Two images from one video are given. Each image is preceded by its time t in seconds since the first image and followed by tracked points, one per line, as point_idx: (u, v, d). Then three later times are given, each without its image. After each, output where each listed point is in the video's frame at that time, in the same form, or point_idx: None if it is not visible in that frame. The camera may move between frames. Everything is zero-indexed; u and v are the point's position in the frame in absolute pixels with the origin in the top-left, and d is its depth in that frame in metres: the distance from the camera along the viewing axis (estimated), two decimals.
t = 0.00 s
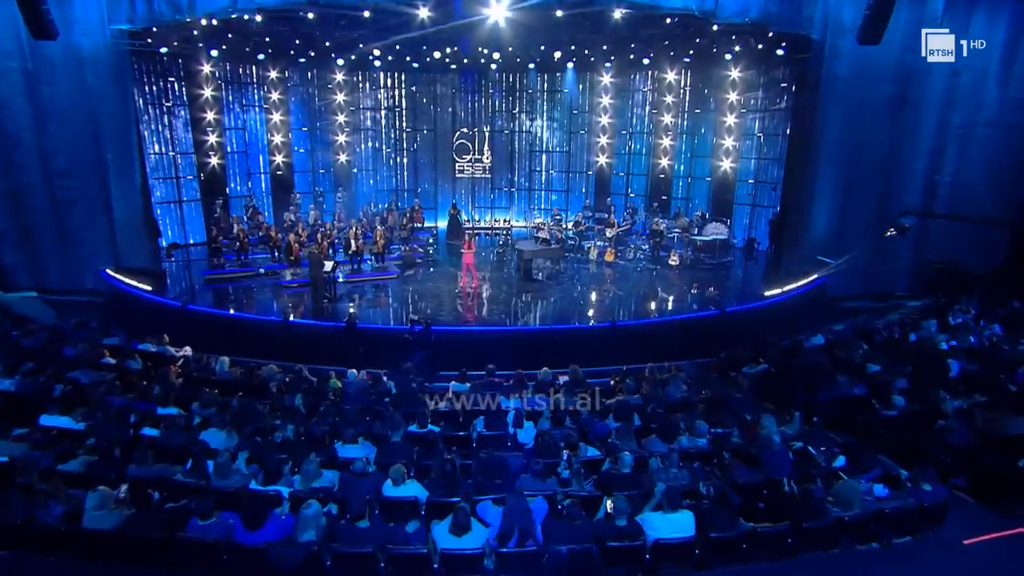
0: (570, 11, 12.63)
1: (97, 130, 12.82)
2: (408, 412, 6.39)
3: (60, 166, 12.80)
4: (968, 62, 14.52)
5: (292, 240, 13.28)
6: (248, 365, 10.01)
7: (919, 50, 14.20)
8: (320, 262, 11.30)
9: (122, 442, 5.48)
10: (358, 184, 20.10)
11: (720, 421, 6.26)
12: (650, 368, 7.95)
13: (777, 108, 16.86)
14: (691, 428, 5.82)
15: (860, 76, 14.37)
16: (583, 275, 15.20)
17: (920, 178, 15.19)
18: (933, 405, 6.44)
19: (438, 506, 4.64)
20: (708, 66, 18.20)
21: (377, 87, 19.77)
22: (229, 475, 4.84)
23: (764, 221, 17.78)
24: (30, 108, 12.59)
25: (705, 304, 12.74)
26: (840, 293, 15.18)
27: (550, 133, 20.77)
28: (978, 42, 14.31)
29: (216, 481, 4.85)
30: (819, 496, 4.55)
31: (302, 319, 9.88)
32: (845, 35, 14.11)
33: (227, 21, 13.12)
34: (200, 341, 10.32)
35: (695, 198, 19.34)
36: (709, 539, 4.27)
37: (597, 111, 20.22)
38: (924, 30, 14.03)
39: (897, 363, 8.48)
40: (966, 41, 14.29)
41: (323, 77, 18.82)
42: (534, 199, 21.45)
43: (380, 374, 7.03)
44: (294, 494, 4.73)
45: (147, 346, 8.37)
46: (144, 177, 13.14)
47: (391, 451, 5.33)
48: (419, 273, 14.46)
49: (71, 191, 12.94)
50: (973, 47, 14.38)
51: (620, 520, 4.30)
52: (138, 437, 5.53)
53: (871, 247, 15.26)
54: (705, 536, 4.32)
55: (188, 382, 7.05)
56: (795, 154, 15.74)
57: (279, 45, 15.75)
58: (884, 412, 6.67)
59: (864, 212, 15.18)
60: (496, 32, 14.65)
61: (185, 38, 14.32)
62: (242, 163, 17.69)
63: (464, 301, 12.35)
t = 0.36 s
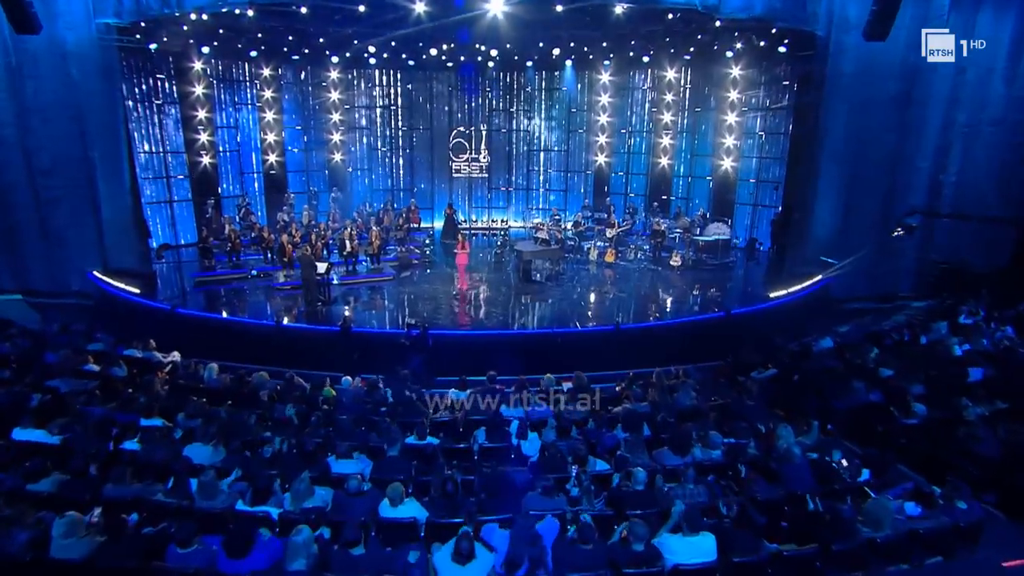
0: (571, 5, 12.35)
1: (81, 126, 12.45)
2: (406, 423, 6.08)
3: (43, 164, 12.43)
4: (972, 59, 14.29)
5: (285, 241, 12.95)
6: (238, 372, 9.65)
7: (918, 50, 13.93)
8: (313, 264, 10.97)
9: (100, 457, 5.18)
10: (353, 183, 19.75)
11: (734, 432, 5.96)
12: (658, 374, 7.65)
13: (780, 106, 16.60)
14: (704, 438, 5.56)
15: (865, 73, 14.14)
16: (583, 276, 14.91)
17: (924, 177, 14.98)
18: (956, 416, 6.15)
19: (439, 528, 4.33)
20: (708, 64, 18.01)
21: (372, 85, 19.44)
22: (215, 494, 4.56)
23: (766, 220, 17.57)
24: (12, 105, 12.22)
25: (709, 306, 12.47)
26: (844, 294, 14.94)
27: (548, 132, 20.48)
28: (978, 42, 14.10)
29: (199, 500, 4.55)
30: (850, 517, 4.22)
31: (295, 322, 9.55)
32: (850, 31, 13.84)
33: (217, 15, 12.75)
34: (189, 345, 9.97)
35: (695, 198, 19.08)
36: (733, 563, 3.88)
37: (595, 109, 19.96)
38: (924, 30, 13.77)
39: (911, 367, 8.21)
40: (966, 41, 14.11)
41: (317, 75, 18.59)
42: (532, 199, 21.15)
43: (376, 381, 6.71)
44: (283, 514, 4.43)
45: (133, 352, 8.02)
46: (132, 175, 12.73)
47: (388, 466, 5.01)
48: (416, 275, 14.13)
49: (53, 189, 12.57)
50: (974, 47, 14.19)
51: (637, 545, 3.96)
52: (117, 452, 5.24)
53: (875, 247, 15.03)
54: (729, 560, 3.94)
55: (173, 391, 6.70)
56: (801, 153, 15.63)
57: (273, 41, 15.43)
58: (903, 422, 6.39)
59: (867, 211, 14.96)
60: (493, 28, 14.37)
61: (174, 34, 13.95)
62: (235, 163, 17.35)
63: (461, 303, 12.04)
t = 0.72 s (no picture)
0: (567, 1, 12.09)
1: (62, 126, 12.01)
2: (401, 435, 5.77)
3: (21, 166, 11.80)
4: (973, 59, 14.12)
5: (274, 243, 12.59)
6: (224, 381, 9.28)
7: (918, 49, 13.99)
8: (301, 267, 10.60)
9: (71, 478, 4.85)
10: (344, 184, 19.38)
11: (746, 442, 5.70)
12: (663, 381, 7.37)
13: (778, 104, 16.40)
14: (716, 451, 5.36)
15: (865, 71, 14.09)
16: (579, 278, 14.63)
17: (923, 176, 14.80)
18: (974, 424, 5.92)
19: (438, 555, 4.01)
20: (704, 62, 17.79)
21: (363, 84, 19.08)
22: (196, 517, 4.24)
23: (763, 221, 17.42)
24: None
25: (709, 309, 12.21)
26: (843, 295, 14.78)
27: (542, 132, 20.22)
28: (978, 42, 13.94)
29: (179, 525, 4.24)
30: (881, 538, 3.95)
31: (284, 328, 9.20)
32: (850, 28, 13.82)
33: (203, 10, 12.39)
34: (175, 353, 9.58)
35: (691, 198, 18.88)
36: None
37: (590, 108, 19.69)
38: (924, 30, 13.83)
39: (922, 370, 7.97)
40: (966, 41, 13.95)
41: (307, 74, 18.06)
42: (526, 200, 20.86)
43: (368, 389, 6.38)
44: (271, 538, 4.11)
45: (113, 359, 7.60)
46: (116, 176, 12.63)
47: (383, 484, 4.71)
48: (408, 277, 13.81)
49: (33, 192, 11.97)
50: (974, 47, 14.02)
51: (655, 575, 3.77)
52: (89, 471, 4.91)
53: (875, 248, 14.93)
54: None
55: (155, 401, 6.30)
56: (798, 151, 15.58)
57: (261, 39, 15.07)
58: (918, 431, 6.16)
59: (868, 212, 14.87)
60: (486, 23, 14.09)
61: (159, 29, 13.57)
62: (223, 164, 16.95)
63: (455, 306, 11.73)
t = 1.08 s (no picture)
0: None
1: (36, 125, 11.51)
2: (396, 451, 5.49)
3: None
4: (972, 59, 13.98)
5: (260, 246, 12.22)
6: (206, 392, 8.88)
7: (918, 50, 13.85)
8: (288, 271, 10.24)
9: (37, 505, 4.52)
10: (333, 185, 19.01)
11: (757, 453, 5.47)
12: (666, 389, 7.11)
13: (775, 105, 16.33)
14: (729, 465, 5.12)
15: (862, 71, 14.05)
16: (574, 281, 14.35)
17: (919, 176, 14.68)
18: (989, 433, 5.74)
19: None
20: (698, 62, 17.62)
21: (352, 84, 18.67)
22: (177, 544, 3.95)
23: (757, 222, 17.35)
24: None
25: (707, 312, 11.99)
26: (839, 297, 14.65)
27: (534, 132, 19.95)
28: (978, 42, 13.81)
29: (155, 556, 3.95)
30: (912, 557, 3.73)
31: (271, 335, 8.86)
32: (847, 27, 13.80)
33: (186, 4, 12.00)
34: (157, 363, 9.18)
35: (686, 200, 18.70)
36: None
37: (583, 109, 19.47)
38: (924, 30, 13.71)
39: (929, 375, 7.77)
40: (967, 40, 13.82)
41: (294, 73, 17.71)
42: (519, 201, 20.58)
43: (360, 401, 6.08)
44: (258, 571, 3.80)
45: (90, 371, 7.24)
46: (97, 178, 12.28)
47: (378, 506, 4.43)
48: (399, 281, 13.49)
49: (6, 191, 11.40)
50: (974, 47, 13.89)
51: None
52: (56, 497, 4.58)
53: (871, 248, 14.83)
54: None
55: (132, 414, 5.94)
56: (795, 150, 15.61)
57: (246, 37, 14.71)
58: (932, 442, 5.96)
59: (864, 213, 14.83)
60: (478, 20, 13.83)
61: (141, 26, 13.16)
62: (208, 165, 16.56)
63: (447, 311, 11.42)
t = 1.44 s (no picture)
0: None
1: (14, 128, 11.07)
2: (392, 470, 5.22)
3: None
4: (972, 59, 13.83)
5: (248, 253, 11.85)
6: (190, 407, 8.52)
7: (918, 50, 13.84)
8: (277, 278, 9.87)
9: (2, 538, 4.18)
10: (323, 190, 18.65)
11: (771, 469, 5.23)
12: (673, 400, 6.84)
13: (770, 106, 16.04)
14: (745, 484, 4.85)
15: (859, 74, 14.08)
16: (570, 287, 14.10)
17: (914, 180, 14.59)
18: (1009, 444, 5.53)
19: None
20: (692, 65, 17.51)
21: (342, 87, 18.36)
22: None
23: (753, 227, 17.08)
24: None
25: (706, 318, 11.77)
26: (836, 301, 14.51)
27: (527, 136, 19.73)
28: (978, 42, 13.70)
29: None
30: None
31: (259, 345, 8.52)
32: (844, 30, 13.88)
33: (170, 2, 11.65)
34: (139, 376, 8.80)
35: (681, 204, 18.51)
36: None
37: (576, 112, 19.29)
38: (924, 30, 13.71)
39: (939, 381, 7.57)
40: (967, 40, 13.71)
41: (283, 75, 17.40)
42: (511, 206, 20.33)
43: (352, 415, 5.77)
44: None
45: (66, 385, 6.87)
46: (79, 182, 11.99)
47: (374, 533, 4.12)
48: (391, 287, 13.17)
49: None
50: (974, 47, 13.76)
51: None
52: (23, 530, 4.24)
53: (867, 256, 14.84)
54: None
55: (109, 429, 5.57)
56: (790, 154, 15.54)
57: (233, 38, 14.38)
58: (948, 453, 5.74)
59: (861, 216, 14.84)
60: (471, 21, 13.61)
61: (124, 24, 12.80)
62: (194, 169, 16.19)
63: (441, 318, 11.13)
